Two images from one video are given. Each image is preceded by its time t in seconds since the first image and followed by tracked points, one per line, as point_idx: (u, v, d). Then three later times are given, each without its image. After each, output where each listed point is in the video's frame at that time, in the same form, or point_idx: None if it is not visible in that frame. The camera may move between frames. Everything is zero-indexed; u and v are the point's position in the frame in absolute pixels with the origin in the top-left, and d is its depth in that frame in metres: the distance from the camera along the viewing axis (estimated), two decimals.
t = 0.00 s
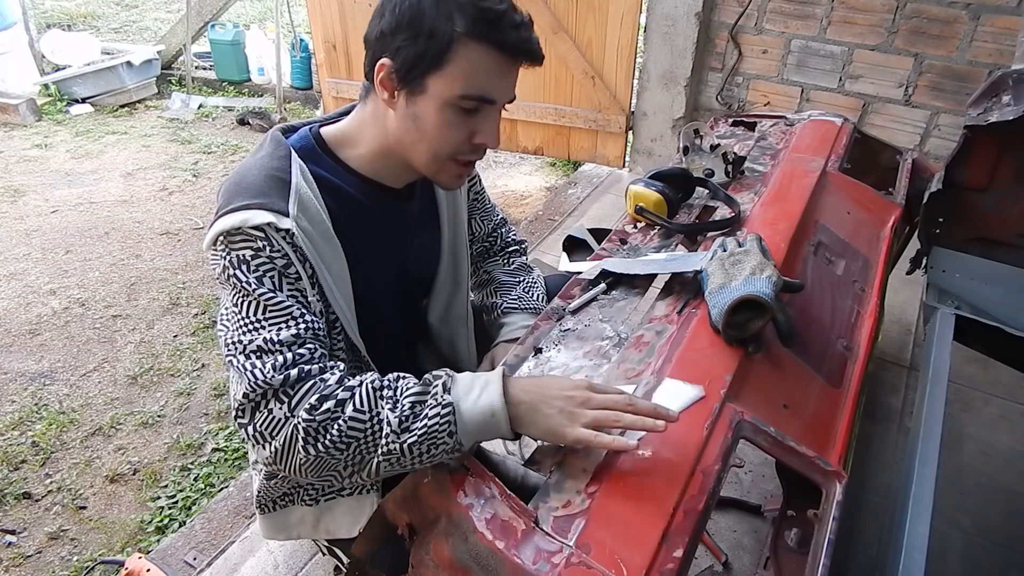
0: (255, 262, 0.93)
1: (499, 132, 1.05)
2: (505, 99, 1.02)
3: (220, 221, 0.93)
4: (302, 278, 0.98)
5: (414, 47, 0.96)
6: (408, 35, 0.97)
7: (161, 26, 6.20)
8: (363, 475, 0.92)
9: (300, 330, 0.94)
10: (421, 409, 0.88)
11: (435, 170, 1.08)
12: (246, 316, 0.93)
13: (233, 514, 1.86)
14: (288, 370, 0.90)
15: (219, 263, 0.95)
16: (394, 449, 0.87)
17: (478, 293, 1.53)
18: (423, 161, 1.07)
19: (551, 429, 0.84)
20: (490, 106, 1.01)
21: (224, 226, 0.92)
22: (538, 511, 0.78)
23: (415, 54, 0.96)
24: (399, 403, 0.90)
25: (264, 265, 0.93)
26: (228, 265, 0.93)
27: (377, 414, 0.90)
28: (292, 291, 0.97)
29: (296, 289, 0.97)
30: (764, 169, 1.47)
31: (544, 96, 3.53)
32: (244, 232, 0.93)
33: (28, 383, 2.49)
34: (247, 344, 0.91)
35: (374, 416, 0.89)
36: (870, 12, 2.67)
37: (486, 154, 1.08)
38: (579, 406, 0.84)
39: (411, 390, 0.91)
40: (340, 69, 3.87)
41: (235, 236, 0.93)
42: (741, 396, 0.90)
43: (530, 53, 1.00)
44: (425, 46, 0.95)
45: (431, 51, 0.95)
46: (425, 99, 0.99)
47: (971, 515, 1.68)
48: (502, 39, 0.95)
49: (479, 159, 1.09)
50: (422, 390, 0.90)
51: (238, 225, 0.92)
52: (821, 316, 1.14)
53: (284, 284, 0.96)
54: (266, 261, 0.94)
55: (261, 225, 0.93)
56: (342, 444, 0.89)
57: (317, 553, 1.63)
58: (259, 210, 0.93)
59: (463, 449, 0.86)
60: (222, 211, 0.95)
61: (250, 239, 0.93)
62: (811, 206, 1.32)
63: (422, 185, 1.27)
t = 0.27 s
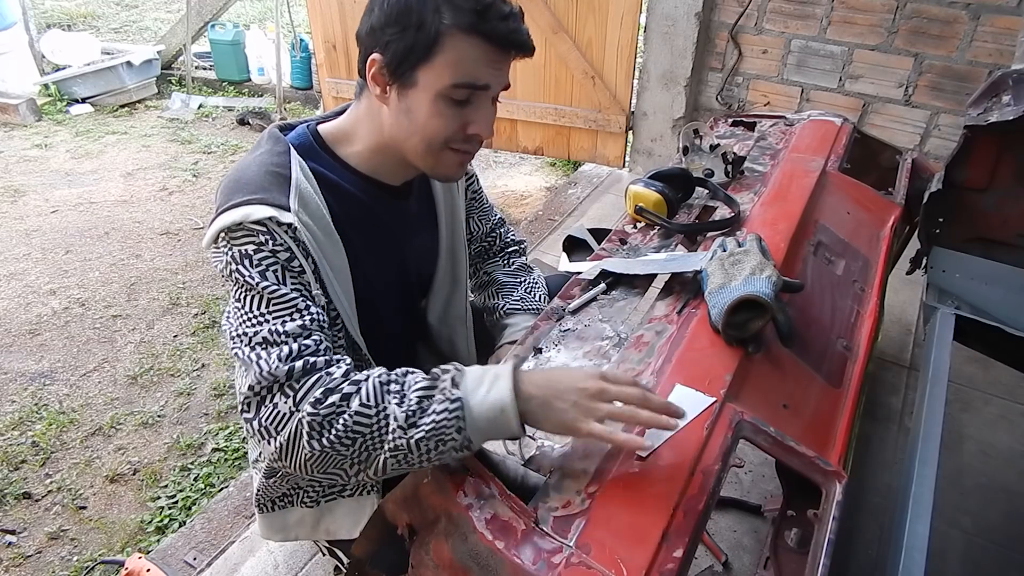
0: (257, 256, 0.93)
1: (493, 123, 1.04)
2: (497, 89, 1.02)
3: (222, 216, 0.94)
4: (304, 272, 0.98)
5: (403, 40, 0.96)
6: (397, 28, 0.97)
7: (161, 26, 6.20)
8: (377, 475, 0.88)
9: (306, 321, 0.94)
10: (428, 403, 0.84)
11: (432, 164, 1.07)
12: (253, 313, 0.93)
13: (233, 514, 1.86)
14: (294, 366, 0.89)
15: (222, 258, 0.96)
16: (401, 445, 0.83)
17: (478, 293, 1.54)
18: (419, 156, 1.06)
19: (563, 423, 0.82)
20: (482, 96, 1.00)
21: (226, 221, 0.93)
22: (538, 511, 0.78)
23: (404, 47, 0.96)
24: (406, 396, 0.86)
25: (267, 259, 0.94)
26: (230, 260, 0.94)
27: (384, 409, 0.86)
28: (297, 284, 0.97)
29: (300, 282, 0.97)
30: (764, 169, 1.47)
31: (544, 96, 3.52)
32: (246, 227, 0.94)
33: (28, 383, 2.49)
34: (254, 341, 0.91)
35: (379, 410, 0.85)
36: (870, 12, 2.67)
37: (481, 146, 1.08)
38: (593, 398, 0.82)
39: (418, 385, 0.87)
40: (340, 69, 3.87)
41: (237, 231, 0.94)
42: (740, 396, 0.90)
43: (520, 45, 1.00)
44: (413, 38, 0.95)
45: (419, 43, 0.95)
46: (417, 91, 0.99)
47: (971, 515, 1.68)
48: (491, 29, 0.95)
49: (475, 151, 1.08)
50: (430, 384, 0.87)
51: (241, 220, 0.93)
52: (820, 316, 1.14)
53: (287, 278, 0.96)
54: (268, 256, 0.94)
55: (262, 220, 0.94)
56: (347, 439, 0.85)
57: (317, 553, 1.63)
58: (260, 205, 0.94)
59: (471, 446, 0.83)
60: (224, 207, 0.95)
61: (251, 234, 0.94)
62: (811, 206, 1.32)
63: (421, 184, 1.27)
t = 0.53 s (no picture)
0: (244, 291, 0.98)
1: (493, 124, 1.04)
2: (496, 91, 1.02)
3: (214, 242, 0.95)
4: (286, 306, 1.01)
5: (400, 40, 0.96)
6: (394, 28, 0.97)
7: (161, 26, 6.20)
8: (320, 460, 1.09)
9: (264, 358, 1.02)
10: (335, 413, 0.98)
11: (432, 165, 1.07)
12: (214, 331, 1.04)
13: (233, 514, 1.86)
14: (240, 388, 1.02)
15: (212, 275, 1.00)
16: (323, 448, 1.01)
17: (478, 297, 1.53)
18: (419, 157, 1.06)
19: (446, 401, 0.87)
20: (480, 97, 1.00)
21: (218, 247, 0.95)
22: (539, 511, 0.78)
23: (402, 47, 0.96)
24: (318, 412, 0.99)
25: (250, 292, 0.98)
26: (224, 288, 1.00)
27: (305, 422, 1.00)
28: (275, 322, 1.01)
29: (276, 320, 1.01)
30: (764, 169, 1.47)
31: (544, 96, 3.52)
32: (239, 254, 0.96)
33: (28, 383, 2.49)
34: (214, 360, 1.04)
35: (302, 424, 1.00)
36: (870, 12, 2.67)
37: (481, 147, 1.07)
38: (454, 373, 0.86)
39: (326, 396, 1.00)
40: (340, 69, 3.87)
41: (233, 258, 0.97)
42: (741, 396, 0.90)
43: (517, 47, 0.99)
44: (410, 37, 0.96)
45: (416, 42, 0.95)
46: (415, 91, 0.99)
47: (971, 515, 1.68)
48: (488, 28, 0.95)
49: (475, 152, 1.08)
50: (333, 398, 0.99)
51: (236, 248, 0.94)
52: (821, 316, 1.14)
53: (268, 313, 1.00)
54: (254, 291, 0.98)
55: (258, 250, 0.95)
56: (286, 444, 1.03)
57: (317, 554, 1.63)
58: (255, 236, 0.95)
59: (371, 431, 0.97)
60: (218, 232, 0.96)
61: (244, 262, 0.97)
62: (811, 206, 1.32)
63: (422, 187, 1.27)
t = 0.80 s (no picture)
0: (223, 291, 1.01)
1: (474, 137, 1.03)
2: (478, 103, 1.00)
3: (196, 243, 0.97)
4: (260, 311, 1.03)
5: (382, 47, 0.95)
6: (381, 33, 0.96)
7: (161, 26, 6.20)
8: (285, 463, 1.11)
9: (236, 360, 1.05)
10: (290, 410, 1.00)
11: (412, 173, 1.07)
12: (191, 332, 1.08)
13: (233, 514, 1.86)
14: (209, 389, 1.05)
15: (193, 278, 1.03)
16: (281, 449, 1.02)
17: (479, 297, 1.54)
18: (399, 163, 1.07)
19: (389, 398, 0.89)
20: (459, 109, 0.99)
21: (197, 249, 0.97)
22: (539, 511, 0.78)
23: (383, 53, 0.96)
24: (276, 410, 1.02)
25: (227, 294, 1.01)
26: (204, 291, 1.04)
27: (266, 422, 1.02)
28: (248, 324, 1.03)
29: (250, 324, 1.04)
30: (764, 169, 1.47)
31: (544, 96, 3.52)
32: (218, 255, 0.98)
33: (28, 383, 2.49)
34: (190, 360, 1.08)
35: (261, 423, 1.02)
36: (870, 12, 2.67)
37: (463, 158, 1.07)
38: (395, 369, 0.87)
39: (283, 397, 1.02)
40: (340, 69, 3.87)
41: (211, 260, 0.99)
42: (741, 396, 0.90)
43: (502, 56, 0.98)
44: (389, 46, 0.95)
45: (395, 51, 0.95)
46: (394, 100, 0.99)
47: (971, 515, 1.68)
48: (470, 39, 0.94)
49: (457, 162, 1.07)
50: (289, 394, 1.02)
51: (216, 250, 0.96)
52: (820, 316, 1.14)
53: (242, 315, 1.03)
54: (230, 293, 1.01)
55: (237, 253, 0.97)
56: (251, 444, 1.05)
57: (317, 554, 1.63)
58: (235, 238, 0.97)
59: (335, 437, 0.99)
60: (200, 233, 0.98)
61: (223, 264, 0.99)
62: (811, 206, 1.32)
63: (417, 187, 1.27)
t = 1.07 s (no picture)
0: (215, 296, 1.01)
1: (451, 153, 1.02)
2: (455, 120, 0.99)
3: (185, 249, 0.97)
4: (252, 316, 1.03)
5: (356, 60, 0.96)
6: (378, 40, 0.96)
7: (161, 26, 6.20)
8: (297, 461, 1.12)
9: (236, 365, 1.04)
10: (305, 420, 1.03)
11: (391, 185, 1.07)
12: (194, 334, 1.08)
13: (233, 514, 1.86)
14: (215, 392, 1.06)
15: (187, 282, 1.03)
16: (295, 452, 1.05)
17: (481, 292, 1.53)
18: (378, 175, 1.07)
19: (403, 418, 0.91)
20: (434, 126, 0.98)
21: (185, 255, 0.97)
22: (539, 511, 0.78)
23: (357, 67, 0.96)
24: (290, 418, 1.04)
25: (220, 298, 1.01)
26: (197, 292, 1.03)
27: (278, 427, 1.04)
28: (245, 328, 1.04)
29: (247, 326, 1.04)
30: (764, 169, 1.47)
31: (544, 96, 3.52)
32: (206, 262, 0.98)
33: (28, 383, 2.49)
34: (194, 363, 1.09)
35: (274, 428, 1.04)
36: (870, 12, 2.67)
37: (442, 174, 1.06)
38: (408, 394, 0.88)
39: (296, 401, 1.05)
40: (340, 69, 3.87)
41: (202, 265, 0.99)
42: (741, 397, 0.90)
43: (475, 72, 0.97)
44: (363, 60, 0.95)
45: (369, 65, 0.95)
46: (369, 115, 0.99)
47: (971, 515, 1.68)
48: (440, 56, 0.93)
49: (437, 177, 1.07)
50: (304, 405, 1.04)
51: (202, 257, 0.96)
52: (821, 316, 1.14)
53: (237, 319, 1.03)
54: (224, 297, 1.01)
55: (223, 260, 0.97)
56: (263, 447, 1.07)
57: (317, 553, 1.63)
58: (219, 245, 0.96)
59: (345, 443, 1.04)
60: (189, 238, 0.99)
61: (212, 269, 0.99)
62: (811, 206, 1.32)
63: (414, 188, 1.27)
